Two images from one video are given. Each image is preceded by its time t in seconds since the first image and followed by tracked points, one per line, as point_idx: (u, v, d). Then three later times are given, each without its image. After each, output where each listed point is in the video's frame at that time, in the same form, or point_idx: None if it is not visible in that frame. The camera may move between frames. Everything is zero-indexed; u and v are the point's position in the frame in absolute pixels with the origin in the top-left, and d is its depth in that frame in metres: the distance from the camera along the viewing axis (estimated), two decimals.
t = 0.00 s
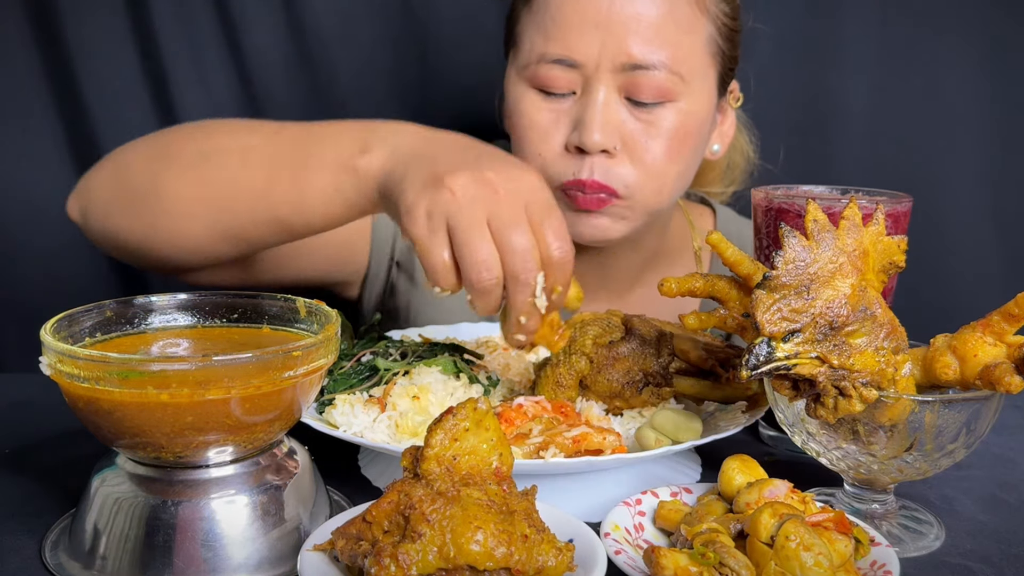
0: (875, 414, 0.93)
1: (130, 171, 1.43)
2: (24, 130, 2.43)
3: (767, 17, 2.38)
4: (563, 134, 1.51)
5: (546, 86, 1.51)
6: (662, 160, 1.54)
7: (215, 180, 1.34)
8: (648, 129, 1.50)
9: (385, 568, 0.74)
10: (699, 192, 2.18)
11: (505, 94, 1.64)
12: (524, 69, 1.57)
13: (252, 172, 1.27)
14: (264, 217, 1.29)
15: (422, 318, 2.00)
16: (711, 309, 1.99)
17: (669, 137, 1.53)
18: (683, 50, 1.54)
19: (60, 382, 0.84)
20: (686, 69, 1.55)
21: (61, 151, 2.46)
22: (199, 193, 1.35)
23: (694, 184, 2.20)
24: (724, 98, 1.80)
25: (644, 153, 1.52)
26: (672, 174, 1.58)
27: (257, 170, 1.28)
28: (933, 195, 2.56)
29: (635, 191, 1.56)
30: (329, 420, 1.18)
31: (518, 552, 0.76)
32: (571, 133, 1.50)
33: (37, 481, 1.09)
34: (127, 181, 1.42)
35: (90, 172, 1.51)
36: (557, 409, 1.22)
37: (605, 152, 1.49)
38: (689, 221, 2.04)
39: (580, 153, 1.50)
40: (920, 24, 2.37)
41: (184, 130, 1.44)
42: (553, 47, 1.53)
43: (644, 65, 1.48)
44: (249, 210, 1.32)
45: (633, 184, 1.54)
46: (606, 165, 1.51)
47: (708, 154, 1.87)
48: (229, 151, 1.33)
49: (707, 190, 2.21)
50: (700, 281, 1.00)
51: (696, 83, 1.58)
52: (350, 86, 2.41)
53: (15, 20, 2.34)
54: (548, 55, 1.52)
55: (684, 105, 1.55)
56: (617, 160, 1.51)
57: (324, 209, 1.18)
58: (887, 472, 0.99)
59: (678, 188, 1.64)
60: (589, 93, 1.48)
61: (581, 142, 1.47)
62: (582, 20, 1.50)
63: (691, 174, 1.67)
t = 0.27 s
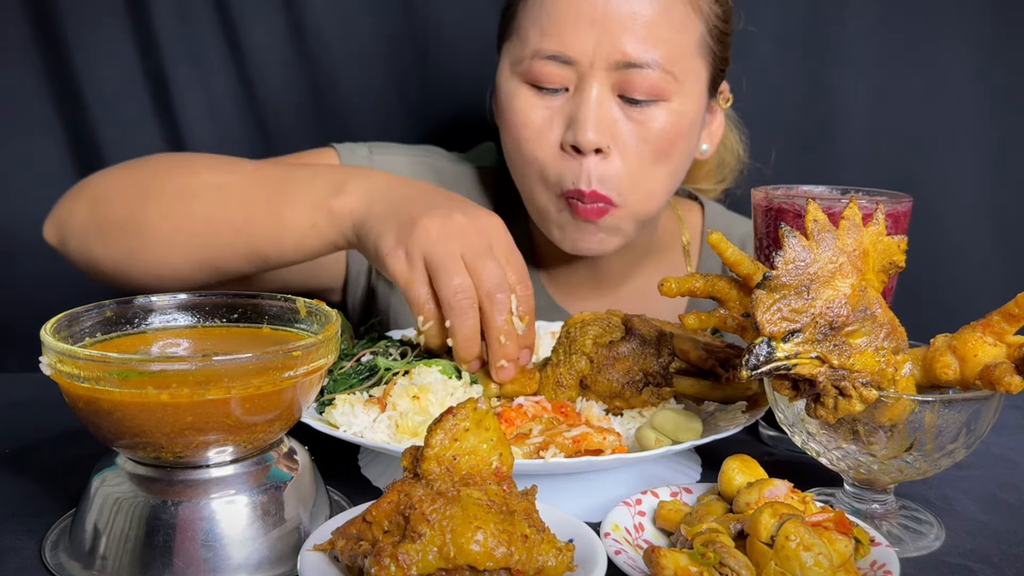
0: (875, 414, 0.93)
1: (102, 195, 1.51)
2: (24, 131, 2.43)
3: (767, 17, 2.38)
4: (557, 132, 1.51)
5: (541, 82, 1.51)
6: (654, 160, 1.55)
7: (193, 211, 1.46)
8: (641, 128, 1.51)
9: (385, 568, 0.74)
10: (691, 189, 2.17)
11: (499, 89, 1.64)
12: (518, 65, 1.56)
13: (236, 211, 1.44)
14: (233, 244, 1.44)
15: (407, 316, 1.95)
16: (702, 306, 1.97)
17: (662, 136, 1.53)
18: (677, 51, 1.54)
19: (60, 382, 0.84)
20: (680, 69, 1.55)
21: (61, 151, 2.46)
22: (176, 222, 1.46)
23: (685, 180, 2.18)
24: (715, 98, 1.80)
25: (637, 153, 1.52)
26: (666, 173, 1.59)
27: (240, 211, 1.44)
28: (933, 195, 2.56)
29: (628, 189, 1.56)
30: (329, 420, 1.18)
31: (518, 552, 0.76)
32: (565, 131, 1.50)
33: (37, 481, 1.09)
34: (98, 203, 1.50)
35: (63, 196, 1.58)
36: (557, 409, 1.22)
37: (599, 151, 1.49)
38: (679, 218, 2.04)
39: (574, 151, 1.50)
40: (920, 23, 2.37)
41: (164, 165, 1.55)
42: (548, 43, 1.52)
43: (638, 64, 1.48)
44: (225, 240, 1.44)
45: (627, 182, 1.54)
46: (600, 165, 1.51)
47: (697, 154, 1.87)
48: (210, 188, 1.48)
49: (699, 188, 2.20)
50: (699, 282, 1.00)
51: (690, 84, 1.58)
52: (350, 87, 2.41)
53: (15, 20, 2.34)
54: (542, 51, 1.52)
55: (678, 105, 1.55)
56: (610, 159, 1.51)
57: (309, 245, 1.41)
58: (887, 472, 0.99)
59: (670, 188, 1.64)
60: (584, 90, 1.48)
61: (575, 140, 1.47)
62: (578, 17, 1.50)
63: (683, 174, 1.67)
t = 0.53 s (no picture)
0: (875, 414, 0.93)
1: (116, 184, 1.52)
2: (24, 131, 2.43)
3: (767, 17, 2.38)
4: (547, 126, 1.51)
5: (530, 76, 1.52)
6: (645, 152, 1.54)
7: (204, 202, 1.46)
8: (631, 121, 1.51)
9: (385, 568, 0.74)
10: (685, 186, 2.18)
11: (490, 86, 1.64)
12: (508, 60, 1.56)
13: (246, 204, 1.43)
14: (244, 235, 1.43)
15: (410, 318, 1.95)
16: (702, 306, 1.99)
17: (652, 129, 1.53)
18: (667, 44, 1.54)
19: (60, 382, 0.84)
20: (670, 62, 1.55)
21: (61, 151, 2.46)
22: (187, 212, 1.45)
23: (680, 177, 2.20)
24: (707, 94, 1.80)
25: (627, 146, 1.52)
26: (657, 166, 1.58)
27: (254, 203, 1.43)
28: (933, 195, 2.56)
29: (619, 182, 1.55)
30: (329, 420, 1.18)
31: (518, 552, 0.76)
32: (556, 124, 1.50)
33: (37, 481, 1.09)
34: (113, 192, 1.51)
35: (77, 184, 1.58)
36: (557, 409, 1.22)
37: (589, 144, 1.49)
38: (676, 216, 2.04)
39: (564, 145, 1.50)
40: (920, 24, 2.37)
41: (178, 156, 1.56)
42: (537, 38, 1.52)
43: (628, 57, 1.48)
44: (235, 231, 1.43)
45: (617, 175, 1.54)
46: (590, 158, 1.50)
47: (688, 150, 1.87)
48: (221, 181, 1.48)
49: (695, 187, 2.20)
50: (700, 282, 1.00)
51: (680, 77, 1.58)
52: (351, 87, 2.41)
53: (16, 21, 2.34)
54: (532, 46, 1.52)
55: (668, 98, 1.55)
56: (601, 153, 1.51)
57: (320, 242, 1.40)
58: (887, 472, 0.99)
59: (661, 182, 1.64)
60: (573, 84, 1.48)
61: (566, 134, 1.47)
62: (567, 11, 1.49)
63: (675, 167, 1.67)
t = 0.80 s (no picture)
0: (875, 414, 0.93)
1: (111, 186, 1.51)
2: (24, 131, 2.43)
3: (767, 17, 2.38)
4: (551, 126, 1.51)
5: (535, 75, 1.51)
6: (649, 155, 1.55)
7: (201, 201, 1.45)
8: (636, 123, 1.51)
9: (385, 568, 0.74)
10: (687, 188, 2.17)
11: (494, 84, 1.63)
12: (514, 59, 1.56)
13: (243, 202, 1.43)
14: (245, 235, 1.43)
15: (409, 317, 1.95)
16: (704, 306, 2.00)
17: (658, 132, 1.53)
18: (673, 49, 1.54)
19: (60, 382, 0.84)
20: (676, 66, 1.55)
21: (61, 151, 2.46)
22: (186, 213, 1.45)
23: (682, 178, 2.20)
24: (712, 99, 1.80)
25: (631, 148, 1.52)
26: (660, 170, 1.59)
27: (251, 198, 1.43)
28: (933, 195, 2.56)
29: (622, 183, 1.56)
30: (329, 420, 1.18)
31: (518, 552, 0.76)
32: (560, 124, 1.50)
33: (36, 481, 1.09)
34: (106, 194, 1.49)
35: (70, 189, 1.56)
36: (557, 409, 1.22)
37: (593, 145, 1.49)
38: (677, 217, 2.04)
39: (567, 145, 1.50)
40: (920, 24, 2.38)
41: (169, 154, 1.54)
42: (544, 37, 1.52)
43: (634, 60, 1.48)
44: (236, 229, 1.43)
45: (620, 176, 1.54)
46: (593, 159, 1.50)
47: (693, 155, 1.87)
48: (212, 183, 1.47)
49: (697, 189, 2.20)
50: (699, 282, 1.00)
51: (686, 82, 1.58)
52: (350, 87, 2.41)
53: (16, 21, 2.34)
54: (538, 46, 1.52)
55: (673, 102, 1.55)
56: (605, 154, 1.51)
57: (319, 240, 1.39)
58: (887, 472, 0.99)
59: (664, 185, 1.64)
60: (579, 85, 1.48)
61: (570, 134, 1.47)
62: (574, 12, 1.49)
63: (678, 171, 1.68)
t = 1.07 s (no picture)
0: (875, 414, 0.93)
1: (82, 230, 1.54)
2: (24, 131, 2.43)
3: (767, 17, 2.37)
4: (543, 136, 1.51)
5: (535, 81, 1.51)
6: (635, 176, 1.56)
7: (159, 238, 1.47)
8: (628, 146, 1.51)
9: (385, 568, 0.74)
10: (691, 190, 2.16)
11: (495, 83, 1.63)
12: (516, 63, 1.55)
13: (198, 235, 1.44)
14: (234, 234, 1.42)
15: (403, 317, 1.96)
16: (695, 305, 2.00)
17: (647, 157, 1.54)
18: (676, 76, 1.53)
19: (60, 382, 0.84)
20: (677, 93, 1.54)
21: (61, 151, 2.46)
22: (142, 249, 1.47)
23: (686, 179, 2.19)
24: (711, 120, 1.79)
25: (619, 168, 1.53)
26: (645, 191, 1.60)
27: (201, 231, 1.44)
28: (933, 195, 2.56)
29: (607, 200, 1.57)
30: (329, 420, 1.18)
31: (518, 552, 0.76)
32: (552, 137, 1.50)
33: (37, 481, 1.09)
34: (75, 237, 1.53)
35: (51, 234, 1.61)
36: (557, 409, 1.22)
37: (580, 162, 1.50)
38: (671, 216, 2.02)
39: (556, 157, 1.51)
40: (920, 24, 2.37)
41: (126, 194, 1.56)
42: (547, 48, 1.51)
43: (634, 84, 1.47)
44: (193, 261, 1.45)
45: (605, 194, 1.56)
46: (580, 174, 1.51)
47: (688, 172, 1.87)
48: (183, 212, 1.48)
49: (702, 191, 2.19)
50: (700, 282, 1.00)
51: (684, 109, 1.58)
52: (350, 87, 2.41)
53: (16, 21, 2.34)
54: (540, 55, 1.51)
55: (669, 127, 1.55)
56: (592, 171, 1.52)
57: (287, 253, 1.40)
58: (888, 472, 0.99)
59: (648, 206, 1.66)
60: (575, 101, 1.47)
61: (559, 148, 1.48)
62: (580, 26, 1.48)
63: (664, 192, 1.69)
